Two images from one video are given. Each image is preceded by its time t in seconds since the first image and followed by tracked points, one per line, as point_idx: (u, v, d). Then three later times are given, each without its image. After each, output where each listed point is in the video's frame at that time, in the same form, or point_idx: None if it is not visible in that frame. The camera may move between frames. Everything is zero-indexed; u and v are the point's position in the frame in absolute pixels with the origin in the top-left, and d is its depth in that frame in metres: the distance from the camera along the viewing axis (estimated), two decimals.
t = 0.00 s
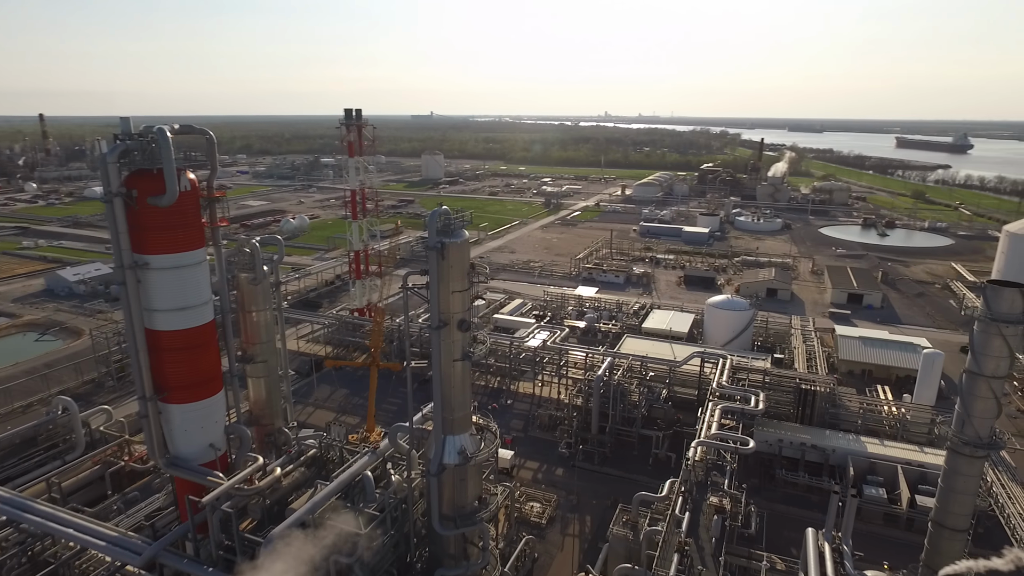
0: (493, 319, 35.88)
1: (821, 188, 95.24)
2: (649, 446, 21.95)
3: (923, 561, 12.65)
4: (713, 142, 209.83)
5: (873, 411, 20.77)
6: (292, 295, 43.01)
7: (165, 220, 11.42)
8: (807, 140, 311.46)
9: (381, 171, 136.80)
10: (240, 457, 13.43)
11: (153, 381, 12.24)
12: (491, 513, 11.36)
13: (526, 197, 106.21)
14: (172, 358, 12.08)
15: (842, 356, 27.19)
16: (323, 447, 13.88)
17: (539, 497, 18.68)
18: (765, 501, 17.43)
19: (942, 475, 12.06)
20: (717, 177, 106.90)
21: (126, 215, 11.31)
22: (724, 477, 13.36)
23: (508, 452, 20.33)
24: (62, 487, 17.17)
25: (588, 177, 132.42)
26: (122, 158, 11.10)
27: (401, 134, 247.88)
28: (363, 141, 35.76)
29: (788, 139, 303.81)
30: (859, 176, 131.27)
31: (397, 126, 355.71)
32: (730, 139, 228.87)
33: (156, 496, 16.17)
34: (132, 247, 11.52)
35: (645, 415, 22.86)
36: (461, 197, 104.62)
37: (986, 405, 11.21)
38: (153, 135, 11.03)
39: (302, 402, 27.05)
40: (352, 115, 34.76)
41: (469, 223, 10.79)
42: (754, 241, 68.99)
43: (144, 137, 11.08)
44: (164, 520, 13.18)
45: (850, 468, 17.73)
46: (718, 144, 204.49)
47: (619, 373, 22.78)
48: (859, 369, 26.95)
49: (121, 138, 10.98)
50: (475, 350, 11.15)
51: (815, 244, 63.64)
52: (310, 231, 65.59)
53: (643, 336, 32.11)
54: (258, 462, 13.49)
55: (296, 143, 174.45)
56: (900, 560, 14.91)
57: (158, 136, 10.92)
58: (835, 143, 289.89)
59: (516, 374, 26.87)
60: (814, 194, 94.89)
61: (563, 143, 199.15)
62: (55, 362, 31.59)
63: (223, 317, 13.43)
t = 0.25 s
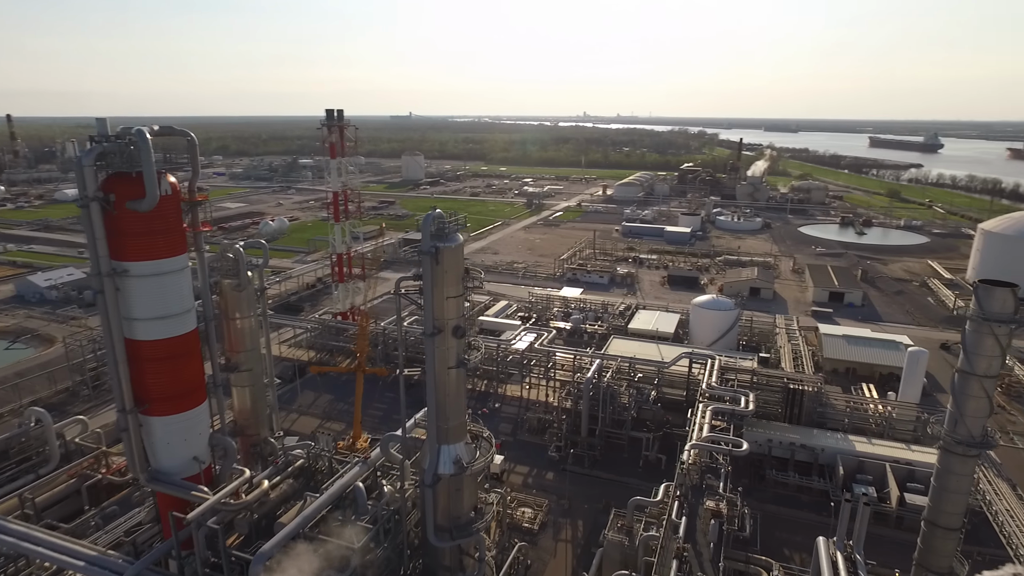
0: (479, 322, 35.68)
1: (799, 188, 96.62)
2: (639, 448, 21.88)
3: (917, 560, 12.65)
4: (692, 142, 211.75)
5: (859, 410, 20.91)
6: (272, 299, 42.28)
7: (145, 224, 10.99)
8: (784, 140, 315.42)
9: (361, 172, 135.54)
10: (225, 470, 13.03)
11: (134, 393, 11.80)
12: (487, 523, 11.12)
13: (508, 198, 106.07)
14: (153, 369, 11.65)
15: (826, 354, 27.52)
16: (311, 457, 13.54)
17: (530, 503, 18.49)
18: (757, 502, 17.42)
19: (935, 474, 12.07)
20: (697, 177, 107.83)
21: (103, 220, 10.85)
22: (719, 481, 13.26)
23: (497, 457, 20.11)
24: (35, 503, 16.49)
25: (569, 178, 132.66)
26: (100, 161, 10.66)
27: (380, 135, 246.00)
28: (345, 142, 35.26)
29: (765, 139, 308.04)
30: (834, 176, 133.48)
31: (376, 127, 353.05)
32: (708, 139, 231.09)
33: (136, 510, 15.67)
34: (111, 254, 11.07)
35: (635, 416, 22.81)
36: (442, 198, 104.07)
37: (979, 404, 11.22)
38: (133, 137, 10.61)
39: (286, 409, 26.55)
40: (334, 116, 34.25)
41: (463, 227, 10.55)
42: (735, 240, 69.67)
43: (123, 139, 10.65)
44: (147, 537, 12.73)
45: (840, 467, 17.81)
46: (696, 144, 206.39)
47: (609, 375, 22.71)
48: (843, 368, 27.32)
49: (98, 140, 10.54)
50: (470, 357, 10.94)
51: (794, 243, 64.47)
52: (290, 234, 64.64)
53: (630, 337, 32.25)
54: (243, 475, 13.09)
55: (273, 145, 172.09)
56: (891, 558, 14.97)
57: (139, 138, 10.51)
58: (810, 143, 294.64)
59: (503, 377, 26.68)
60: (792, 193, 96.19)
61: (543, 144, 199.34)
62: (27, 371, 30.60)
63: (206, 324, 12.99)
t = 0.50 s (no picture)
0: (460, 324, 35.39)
1: (772, 187, 98.19)
2: (625, 450, 21.83)
3: (904, 557, 12.69)
4: (665, 141, 213.83)
5: (841, 407, 21.12)
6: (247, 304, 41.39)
7: (118, 231, 10.52)
8: (756, 140, 320.60)
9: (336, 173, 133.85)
10: (204, 484, 12.57)
11: (108, 407, 11.29)
12: (479, 534, 10.88)
13: (484, 198, 105.77)
14: (127, 382, 11.16)
15: (805, 351, 27.90)
16: (294, 468, 13.15)
17: (517, 508, 18.26)
18: (744, 502, 17.45)
19: (921, 471, 12.12)
20: (672, 177, 108.87)
21: (74, 227, 10.35)
22: (710, 483, 13.17)
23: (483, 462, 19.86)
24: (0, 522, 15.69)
25: (546, 178, 132.84)
26: (69, 165, 10.15)
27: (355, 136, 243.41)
28: (321, 144, 34.64)
29: (737, 138, 312.68)
30: (805, 175, 135.96)
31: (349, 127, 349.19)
32: (682, 139, 233.61)
33: (110, 528, 15.05)
34: (82, 262, 10.56)
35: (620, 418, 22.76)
36: (419, 200, 103.22)
37: (965, 402, 11.28)
38: (105, 140, 10.13)
39: (264, 417, 25.93)
40: (310, 117, 33.61)
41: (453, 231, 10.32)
42: (711, 239, 70.41)
43: (95, 141, 10.17)
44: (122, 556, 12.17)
45: (824, 465, 17.96)
46: (670, 143, 208.49)
47: (593, 377, 22.62)
48: (821, 365, 27.83)
49: (68, 142, 10.04)
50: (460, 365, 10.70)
51: (769, 242, 65.44)
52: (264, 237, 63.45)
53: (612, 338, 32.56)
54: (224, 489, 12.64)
55: (244, 146, 168.99)
56: (876, 554, 15.11)
57: (111, 141, 10.05)
58: (780, 143, 300.50)
59: (486, 381, 26.45)
60: (766, 192, 97.70)
61: (519, 144, 199.36)
62: None
63: (183, 334, 12.52)
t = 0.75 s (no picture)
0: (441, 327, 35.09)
1: (744, 186, 99.74)
2: (609, 452, 21.78)
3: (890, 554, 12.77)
4: (638, 141, 215.71)
5: (821, 404, 21.38)
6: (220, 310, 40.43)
7: (88, 237, 10.02)
8: (726, 139, 325.46)
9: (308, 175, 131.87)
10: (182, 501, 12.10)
11: (78, 423, 10.77)
12: (471, 546, 10.66)
13: (460, 199, 105.29)
14: (99, 396, 10.65)
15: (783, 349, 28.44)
16: (276, 481, 12.78)
17: (504, 514, 18.05)
18: (729, 501, 17.47)
19: (907, 469, 12.17)
20: (647, 176, 109.84)
21: (40, 234, 9.82)
22: (699, 485, 13.08)
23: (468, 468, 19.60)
24: None
25: (521, 179, 132.87)
26: (34, 169, 9.64)
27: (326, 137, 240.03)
28: (296, 145, 33.97)
29: (708, 138, 317.08)
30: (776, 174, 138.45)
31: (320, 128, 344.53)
32: (654, 139, 235.84)
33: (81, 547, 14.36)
34: (49, 271, 10.04)
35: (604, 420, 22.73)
36: (394, 201, 102.24)
37: (949, 400, 11.37)
38: (72, 142, 9.63)
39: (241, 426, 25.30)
40: (284, 117, 32.93)
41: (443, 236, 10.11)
42: (687, 238, 71.13)
43: (62, 143, 9.66)
44: None
45: (807, 462, 18.13)
46: (643, 143, 210.37)
47: (578, 379, 22.56)
48: (800, 363, 28.47)
49: (32, 144, 9.52)
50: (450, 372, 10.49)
51: (743, 241, 66.41)
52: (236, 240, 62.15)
53: (593, 339, 32.81)
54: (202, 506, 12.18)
55: (213, 147, 165.41)
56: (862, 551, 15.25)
57: (79, 142, 9.56)
58: (750, 142, 305.77)
59: (469, 384, 26.24)
60: (738, 191, 99.17)
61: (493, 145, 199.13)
62: None
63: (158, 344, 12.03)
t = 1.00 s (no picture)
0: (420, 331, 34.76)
1: (717, 185, 101.22)
2: (594, 454, 21.70)
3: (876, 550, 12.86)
4: (610, 141, 217.32)
5: (801, 402, 21.63)
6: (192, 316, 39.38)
7: (55, 246, 9.51)
8: (697, 139, 330.03)
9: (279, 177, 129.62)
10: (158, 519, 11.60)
11: (46, 441, 10.24)
12: (463, 557, 10.43)
13: (434, 200, 104.63)
14: (68, 412, 10.13)
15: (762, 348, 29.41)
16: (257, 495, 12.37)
17: (490, 520, 17.80)
18: (715, 501, 17.49)
19: (892, 466, 12.25)
20: (621, 176, 110.68)
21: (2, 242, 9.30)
22: (689, 488, 13.00)
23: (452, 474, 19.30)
24: None
25: (496, 179, 132.69)
26: None
27: (296, 138, 236.29)
28: (268, 147, 33.25)
29: (679, 138, 321.13)
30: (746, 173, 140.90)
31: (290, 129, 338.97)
32: (626, 139, 237.93)
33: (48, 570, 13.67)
34: (13, 281, 9.51)
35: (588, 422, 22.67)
36: (367, 202, 101.07)
37: (933, 397, 11.43)
38: (37, 144, 9.14)
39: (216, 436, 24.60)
40: (255, 118, 32.21)
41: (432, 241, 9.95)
42: (662, 238, 71.78)
43: (25, 146, 9.16)
44: None
45: (791, 461, 18.27)
46: (615, 143, 212.03)
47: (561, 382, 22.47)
48: (778, 360, 29.21)
49: None
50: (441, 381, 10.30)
51: (717, 240, 67.35)
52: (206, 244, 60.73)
53: (574, 340, 33.04)
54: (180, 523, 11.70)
55: (179, 149, 161.46)
56: (847, 548, 15.38)
57: (44, 145, 9.08)
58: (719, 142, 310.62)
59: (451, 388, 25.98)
60: (711, 190, 100.58)
61: (467, 145, 198.52)
62: None
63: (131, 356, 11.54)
